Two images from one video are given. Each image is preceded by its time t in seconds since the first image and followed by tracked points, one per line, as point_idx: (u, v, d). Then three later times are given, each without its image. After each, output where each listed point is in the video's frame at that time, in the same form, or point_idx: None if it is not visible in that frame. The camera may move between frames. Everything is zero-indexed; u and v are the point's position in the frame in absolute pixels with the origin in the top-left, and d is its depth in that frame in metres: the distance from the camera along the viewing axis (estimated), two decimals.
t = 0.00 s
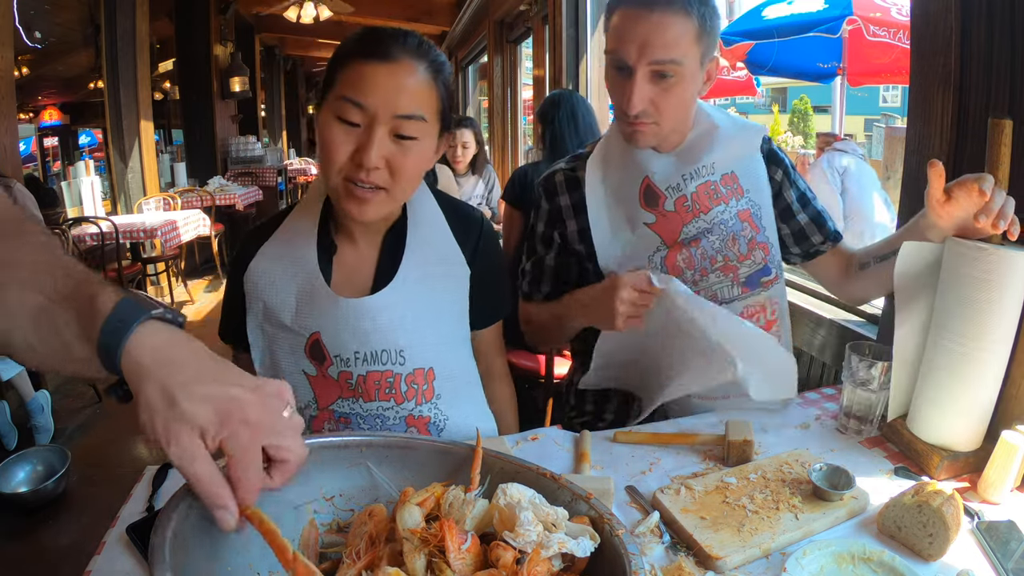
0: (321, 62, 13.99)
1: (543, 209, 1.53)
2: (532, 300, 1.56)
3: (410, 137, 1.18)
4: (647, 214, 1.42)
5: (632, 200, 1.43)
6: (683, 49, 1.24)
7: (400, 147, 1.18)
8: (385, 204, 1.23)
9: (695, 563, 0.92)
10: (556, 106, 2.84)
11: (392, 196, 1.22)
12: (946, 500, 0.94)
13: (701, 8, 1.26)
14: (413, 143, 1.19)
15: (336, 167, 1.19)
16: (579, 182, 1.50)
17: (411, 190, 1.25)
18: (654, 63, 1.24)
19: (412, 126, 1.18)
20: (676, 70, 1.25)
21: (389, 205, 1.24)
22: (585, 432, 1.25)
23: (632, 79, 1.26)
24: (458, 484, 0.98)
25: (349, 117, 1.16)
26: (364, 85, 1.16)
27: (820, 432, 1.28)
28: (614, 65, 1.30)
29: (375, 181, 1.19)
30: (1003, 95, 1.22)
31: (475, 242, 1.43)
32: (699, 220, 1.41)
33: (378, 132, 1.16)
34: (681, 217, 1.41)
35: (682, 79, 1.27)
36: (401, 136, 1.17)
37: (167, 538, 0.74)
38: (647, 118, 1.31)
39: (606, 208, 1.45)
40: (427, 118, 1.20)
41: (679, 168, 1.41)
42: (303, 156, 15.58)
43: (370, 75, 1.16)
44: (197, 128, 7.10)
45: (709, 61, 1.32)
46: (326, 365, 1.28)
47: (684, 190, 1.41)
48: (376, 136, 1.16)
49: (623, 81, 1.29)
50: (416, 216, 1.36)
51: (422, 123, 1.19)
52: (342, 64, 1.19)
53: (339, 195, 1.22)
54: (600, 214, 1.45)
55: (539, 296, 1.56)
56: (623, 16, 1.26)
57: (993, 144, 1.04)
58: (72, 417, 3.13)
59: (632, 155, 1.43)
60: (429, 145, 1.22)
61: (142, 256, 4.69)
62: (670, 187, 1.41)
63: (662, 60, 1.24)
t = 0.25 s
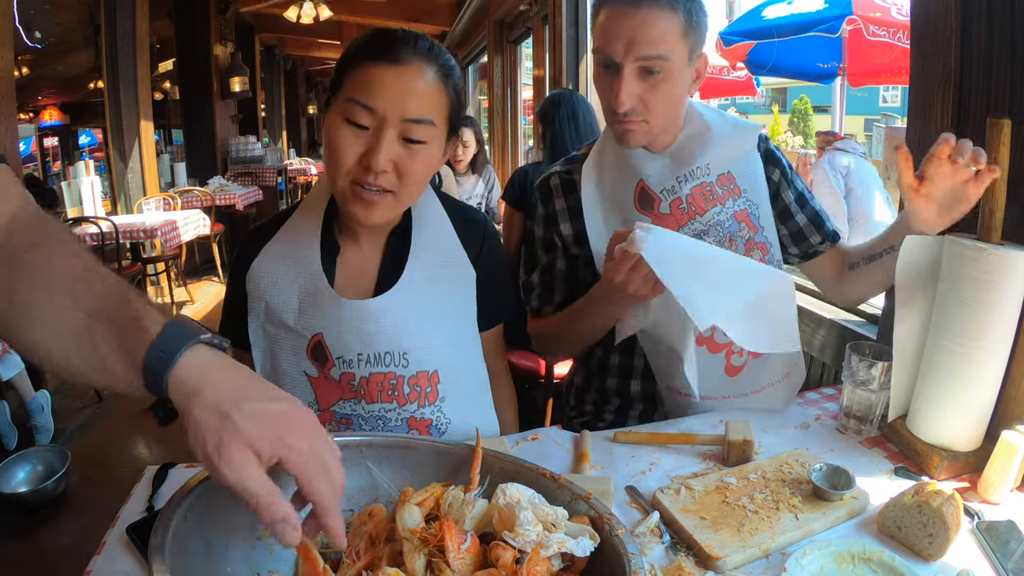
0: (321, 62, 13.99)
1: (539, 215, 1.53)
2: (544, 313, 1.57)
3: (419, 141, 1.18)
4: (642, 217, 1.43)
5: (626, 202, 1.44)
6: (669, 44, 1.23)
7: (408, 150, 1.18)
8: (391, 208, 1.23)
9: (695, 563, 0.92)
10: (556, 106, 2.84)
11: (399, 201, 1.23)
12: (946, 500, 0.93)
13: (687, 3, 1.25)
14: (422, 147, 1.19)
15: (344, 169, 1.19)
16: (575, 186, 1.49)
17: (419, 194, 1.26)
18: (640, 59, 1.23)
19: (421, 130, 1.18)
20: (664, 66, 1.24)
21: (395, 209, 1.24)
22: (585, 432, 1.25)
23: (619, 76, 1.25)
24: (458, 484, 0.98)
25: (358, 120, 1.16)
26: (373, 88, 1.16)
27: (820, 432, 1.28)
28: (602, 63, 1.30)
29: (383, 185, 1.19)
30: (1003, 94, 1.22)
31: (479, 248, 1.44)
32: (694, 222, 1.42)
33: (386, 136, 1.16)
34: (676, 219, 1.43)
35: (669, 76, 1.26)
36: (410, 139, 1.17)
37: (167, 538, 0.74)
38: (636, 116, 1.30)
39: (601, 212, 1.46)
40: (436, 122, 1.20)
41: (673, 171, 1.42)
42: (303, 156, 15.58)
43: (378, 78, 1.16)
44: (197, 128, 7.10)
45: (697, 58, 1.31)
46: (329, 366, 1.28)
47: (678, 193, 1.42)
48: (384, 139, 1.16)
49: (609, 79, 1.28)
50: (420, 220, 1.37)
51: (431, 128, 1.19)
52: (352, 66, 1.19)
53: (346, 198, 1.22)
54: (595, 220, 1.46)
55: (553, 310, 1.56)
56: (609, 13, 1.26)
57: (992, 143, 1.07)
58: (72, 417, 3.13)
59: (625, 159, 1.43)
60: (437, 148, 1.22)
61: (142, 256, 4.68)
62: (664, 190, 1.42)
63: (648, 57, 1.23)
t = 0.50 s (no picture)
0: (320, 62, 13.98)
1: (547, 213, 1.51)
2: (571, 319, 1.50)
3: (423, 145, 1.18)
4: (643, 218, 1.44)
5: (627, 204, 1.44)
6: (667, 42, 1.23)
7: (412, 154, 1.18)
8: (395, 211, 1.24)
9: (695, 563, 0.92)
10: (556, 106, 2.84)
11: (402, 204, 1.23)
12: (946, 500, 0.94)
13: None
14: (426, 150, 1.19)
15: (349, 172, 1.19)
16: (578, 186, 1.49)
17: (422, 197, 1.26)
18: (638, 57, 1.23)
19: (425, 134, 1.18)
20: (663, 63, 1.24)
21: (399, 212, 1.25)
22: (585, 432, 1.25)
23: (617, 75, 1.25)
24: (458, 484, 0.98)
25: (363, 124, 1.16)
26: (378, 91, 1.15)
27: (821, 432, 1.28)
28: (599, 62, 1.30)
29: (386, 189, 1.19)
30: (1003, 94, 1.22)
31: (483, 246, 1.44)
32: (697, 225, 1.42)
33: (391, 139, 1.16)
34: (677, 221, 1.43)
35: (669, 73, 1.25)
36: (414, 143, 1.17)
37: (168, 537, 0.74)
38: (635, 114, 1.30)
39: (602, 212, 1.45)
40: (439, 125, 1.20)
41: (676, 173, 1.43)
42: (303, 156, 15.57)
43: (383, 81, 1.16)
44: (197, 128, 7.10)
45: (698, 56, 1.31)
46: (331, 367, 1.28)
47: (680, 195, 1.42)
48: (390, 142, 1.16)
49: (607, 77, 1.28)
50: (425, 222, 1.38)
51: (435, 131, 1.19)
52: (357, 68, 1.19)
53: (349, 200, 1.22)
54: (596, 219, 1.45)
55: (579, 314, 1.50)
56: (607, 11, 1.26)
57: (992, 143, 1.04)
58: (72, 417, 3.13)
59: (629, 159, 1.44)
60: (441, 150, 1.22)
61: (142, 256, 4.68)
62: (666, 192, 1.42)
63: (645, 54, 1.23)
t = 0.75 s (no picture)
0: (320, 62, 13.98)
1: (549, 215, 1.52)
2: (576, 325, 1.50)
3: (424, 137, 1.18)
4: (644, 225, 1.43)
5: (628, 210, 1.44)
6: (668, 42, 1.23)
7: (413, 147, 1.18)
8: (395, 205, 1.23)
9: (695, 563, 0.92)
10: (556, 106, 2.84)
11: (404, 198, 1.23)
12: (946, 500, 0.93)
13: None
14: (427, 143, 1.19)
15: (351, 166, 1.19)
16: (579, 188, 1.50)
17: (422, 191, 1.25)
18: (639, 57, 1.23)
19: (426, 126, 1.18)
20: (665, 64, 1.24)
21: (400, 206, 1.25)
22: (585, 432, 1.25)
23: (618, 75, 1.25)
24: (458, 484, 0.98)
25: (365, 116, 1.16)
26: (380, 83, 1.16)
27: (821, 432, 1.28)
28: (599, 62, 1.30)
29: (388, 182, 1.19)
30: (1003, 95, 1.22)
31: (483, 248, 1.44)
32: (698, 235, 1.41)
33: (393, 132, 1.16)
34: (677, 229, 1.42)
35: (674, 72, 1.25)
36: (416, 136, 1.17)
37: (168, 537, 0.74)
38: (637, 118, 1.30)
39: (602, 216, 1.46)
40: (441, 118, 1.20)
41: (677, 180, 1.42)
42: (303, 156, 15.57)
43: (386, 73, 1.16)
44: (197, 128, 7.09)
45: (702, 57, 1.31)
46: (335, 366, 1.28)
47: (681, 203, 1.41)
48: (390, 135, 1.16)
49: (608, 78, 1.28)
50: (427, 224, 1.38)
51: (436, 124, 1.19)
52: (358, 61, 1.19)
53: (350, 194, 1.22)
54: (596, 223, 1.46)
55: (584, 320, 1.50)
56: (608, 11, 1.26)
57: (992, 143, 1.04)
58: (72, 417, 3.13)
59: (630, 163, 1.43)
60: (442, 144, 1.22)
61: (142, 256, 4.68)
62: (668, 200, 1.42)
63: (647, 55, 1.23)
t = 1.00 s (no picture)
0: (320, 62, 13.98)
1: (545, 215, 1.55)
2: (567, 324, 1.54)
3: (425, 137, 1.18)
4: (642, 231, 1.42)
5: (627, 215, 1.44)
6: (667, 41, 1.22)
7: (414, 146, 1.18)
8: (394, 205, 1.22)
9: (695, 563, 0.92)
10: (556, 106, 2.84)
11: (402, 198, 1.22)
12: (946, 500, 0.93)
13: None
14: (427, 143, 1.19)
15: (349, 163, 1.19)
16: (577, 187, 1.52)
17: (422, 192, 1.25)
18: (637, 56, 1.23)
19: (427, 126, 1.18)
20: (663, 63, 1.24)
21: (399, 207, 1.24)
22: (585, 432, 1.25)
23: (616, 74, 1.25)
24: (458, 484, 0.98)
25: (366, 113, 1.17)
26: (382, 82, 1.16)
27: (821, 432, 1.28)
28: (597, 62, 1.30)
29: (387, 181, 1.19)
30: (1003, 94, 1.22)
31: (484, 249, 1.45)
32: (695, 241, 1.41)
33: (393, 129, 1.16)
34: (676, 237, 1.41)
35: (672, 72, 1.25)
36: (416, 135, 1.18)
37: (169, 537, 0.74)
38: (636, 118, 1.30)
39: (599, 219, 1.47)
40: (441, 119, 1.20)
41: (677, 186, 1.41)
42: (303, 156, 15.57)
43: (388, 72, 1.16)
44: (197, 128, 7.09)
45: (702, 57, 1.31)
46: (335, 370, 1.27)
47: (681, 211, 1.40)
48: (391, 133, 1.16)
49: (605, 77, 1.28)
50: (428, 227, 1.38)
51: (437, 124, 1.19)
52: (361, 62, 1.20)
53: (349, 192, 1.22)
54: (592, 225, 1.48)
55: (575, 319, 1.54)
56: (606, 8, 1.25)
57: (991, 143, 1.04)
58: (72, 418, 3.12)
59: (630, 168, 1.43)
60: (442, 144, 1.22)
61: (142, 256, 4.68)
62: (667, 207, 1.41)
63: (645, 53, 1.23)
